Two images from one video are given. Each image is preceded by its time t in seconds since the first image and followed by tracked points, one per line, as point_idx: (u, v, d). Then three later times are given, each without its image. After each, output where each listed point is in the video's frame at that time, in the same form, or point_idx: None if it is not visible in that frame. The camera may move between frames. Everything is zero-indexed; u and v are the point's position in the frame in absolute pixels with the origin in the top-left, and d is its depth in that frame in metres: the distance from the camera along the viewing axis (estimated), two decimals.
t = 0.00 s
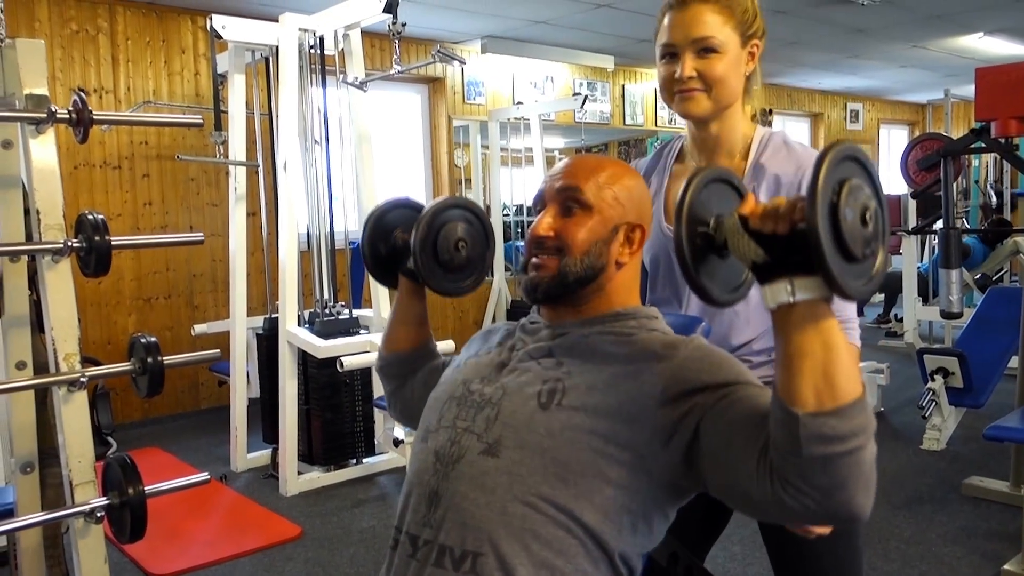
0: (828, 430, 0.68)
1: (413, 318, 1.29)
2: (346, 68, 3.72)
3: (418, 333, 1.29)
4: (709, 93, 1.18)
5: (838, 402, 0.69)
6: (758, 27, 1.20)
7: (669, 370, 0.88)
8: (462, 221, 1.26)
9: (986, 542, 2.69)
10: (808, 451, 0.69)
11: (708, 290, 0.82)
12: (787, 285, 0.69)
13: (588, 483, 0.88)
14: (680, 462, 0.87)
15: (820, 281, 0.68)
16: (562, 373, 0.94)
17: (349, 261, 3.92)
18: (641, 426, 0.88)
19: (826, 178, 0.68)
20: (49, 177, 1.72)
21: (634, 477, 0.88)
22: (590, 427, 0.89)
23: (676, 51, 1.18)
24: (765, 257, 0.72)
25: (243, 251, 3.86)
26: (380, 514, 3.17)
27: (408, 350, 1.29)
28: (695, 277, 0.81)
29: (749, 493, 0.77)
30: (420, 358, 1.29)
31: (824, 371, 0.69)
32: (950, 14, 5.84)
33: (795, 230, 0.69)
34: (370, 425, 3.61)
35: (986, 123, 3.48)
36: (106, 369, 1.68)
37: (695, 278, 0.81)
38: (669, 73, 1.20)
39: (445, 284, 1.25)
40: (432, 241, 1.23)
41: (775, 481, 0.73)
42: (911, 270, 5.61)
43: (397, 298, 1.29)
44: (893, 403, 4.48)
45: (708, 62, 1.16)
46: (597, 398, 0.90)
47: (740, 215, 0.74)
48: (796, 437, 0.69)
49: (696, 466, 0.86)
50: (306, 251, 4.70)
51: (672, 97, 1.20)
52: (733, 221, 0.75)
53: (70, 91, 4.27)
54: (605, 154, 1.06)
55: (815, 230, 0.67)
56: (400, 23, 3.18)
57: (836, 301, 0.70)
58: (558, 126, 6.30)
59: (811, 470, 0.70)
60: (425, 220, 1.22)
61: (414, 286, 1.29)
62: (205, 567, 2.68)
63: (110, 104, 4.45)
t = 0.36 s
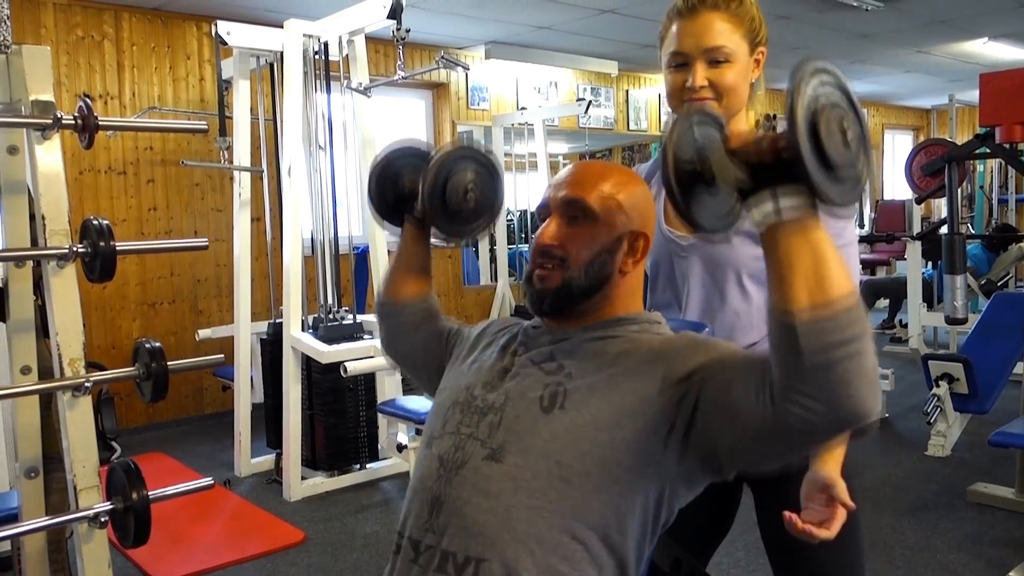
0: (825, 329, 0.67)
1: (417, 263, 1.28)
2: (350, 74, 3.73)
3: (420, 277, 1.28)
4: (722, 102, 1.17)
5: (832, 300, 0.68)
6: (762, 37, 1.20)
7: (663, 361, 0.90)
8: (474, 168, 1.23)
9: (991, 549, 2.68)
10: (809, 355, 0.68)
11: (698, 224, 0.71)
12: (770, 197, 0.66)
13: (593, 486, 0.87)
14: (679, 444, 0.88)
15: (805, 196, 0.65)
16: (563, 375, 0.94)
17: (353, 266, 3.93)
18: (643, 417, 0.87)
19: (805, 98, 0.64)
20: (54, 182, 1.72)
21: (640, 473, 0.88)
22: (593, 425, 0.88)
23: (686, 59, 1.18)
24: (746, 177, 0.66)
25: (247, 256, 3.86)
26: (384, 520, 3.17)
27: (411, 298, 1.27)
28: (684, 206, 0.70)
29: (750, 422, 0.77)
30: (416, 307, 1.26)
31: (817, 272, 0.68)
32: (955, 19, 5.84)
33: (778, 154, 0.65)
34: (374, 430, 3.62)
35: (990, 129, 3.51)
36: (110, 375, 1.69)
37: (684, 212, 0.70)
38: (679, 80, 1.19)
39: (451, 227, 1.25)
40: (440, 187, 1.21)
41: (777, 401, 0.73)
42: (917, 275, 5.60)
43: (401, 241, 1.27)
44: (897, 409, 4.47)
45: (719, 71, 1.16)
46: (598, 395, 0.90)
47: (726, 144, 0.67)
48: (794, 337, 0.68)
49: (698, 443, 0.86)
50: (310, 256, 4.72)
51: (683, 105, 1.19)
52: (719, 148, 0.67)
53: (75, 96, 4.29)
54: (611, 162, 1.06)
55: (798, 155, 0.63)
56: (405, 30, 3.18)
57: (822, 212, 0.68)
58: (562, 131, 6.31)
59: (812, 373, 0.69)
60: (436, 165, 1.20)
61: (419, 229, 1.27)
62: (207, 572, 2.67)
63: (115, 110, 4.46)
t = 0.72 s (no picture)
0: (733, 147, 0.73)
1: (444, 141, 1.23)
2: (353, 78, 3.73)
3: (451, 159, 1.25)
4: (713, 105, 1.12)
5: (738, 122, 0.74)
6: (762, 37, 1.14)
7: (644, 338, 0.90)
8: (503, 35, 1.17)
9: (994, 556, 2.67)
10: (721, 171, 0.73)
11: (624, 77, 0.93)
12: (677, 39, 0.75)
13: (595, 481, 0.87)
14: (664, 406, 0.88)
15: (708, 31, 0.74)
16: (560, 367, 0.94)
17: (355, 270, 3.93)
18: (632, 394, 0.88)
19: None
20: (57, 185, 1.73)
21: (639, 457, 0.88)
22: (590, 418, 0.88)
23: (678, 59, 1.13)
24: (659, 25, 0.77)
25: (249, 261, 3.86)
26: (385, 524, 3.16)
27: (443, 184, 1.25)
28: (609, 69, 0.93)
29: (691, 295, 0.80)
30: (447, 195, 1.25)
31: (722, 97, 0.74)
32: (958, 26, 5.84)
33: None
34: (375, 435, 3.61)
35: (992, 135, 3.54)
36: (111, 379, 1.69)
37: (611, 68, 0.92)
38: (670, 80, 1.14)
39: (483, 100, 1.19)
40: (472, 55, 1.15)
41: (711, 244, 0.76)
42: (919, 282, 5.59)
43: (430, 121, 1.23)
44: (900, 415, 4.46)
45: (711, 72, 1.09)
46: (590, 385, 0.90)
47: None
48: (707, 165, 0.74)
49: (678, 397, 0.86)
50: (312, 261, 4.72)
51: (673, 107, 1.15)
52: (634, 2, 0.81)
53: (79, 100, 4.30)
54: (618, 167, 1.06)
55: None
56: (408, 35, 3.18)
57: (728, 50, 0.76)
58: (564, 137, 6.31)
59: (728, 195, 0.74)
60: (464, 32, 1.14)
61: (448, 106, 1.23)
62: None
63: (118, 113, 4.47)
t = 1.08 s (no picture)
0: (665, 112, 0.78)
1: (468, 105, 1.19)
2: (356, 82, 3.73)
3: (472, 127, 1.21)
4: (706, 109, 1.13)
5: (673, 90, 0.79)
6: (758, 40, 1.12)
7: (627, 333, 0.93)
8: None
9: (996, 561, 2.67)
10: (655, 137, 0.78)
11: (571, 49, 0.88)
12: (616, 8, 0.80)
13: (589, 477, 0.87)
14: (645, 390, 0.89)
15: None
16: (553, 367, 0.94)
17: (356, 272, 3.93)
18: (620, 387, 0.89)
19: None
20: (60, 187, 1.73)
21: (633, 451, 0.87)
22: (584, 415, 0.89)
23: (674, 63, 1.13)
24: None
25: (251, 263, 3.87)
26: (386, 527, 3.16)
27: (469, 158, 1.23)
28: (557, 40, 0.86)
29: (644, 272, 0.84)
30: (471, 172, 1.23)
31: (658, 63, 0.80)
32: (960, 31, 5.84)
33: None
34: (376, 437, 3.61)
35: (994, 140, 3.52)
36: (112, 381, 1.69)
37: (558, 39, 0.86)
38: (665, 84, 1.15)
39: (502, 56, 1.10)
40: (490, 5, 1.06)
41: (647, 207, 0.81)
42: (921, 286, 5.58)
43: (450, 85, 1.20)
44: (901, 419, 4.46)
45: (702, 75, 1.09)
46: (579, 381, 0.91)
47: None
48: (641, 130, 0.79)
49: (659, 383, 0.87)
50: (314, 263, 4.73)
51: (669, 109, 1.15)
52: None
53: (82, 103, 4.30)
54: (620, 171, 1.06)
55: None
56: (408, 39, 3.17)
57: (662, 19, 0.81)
58: (566, 140, 6.31)
59: (664, 159, 0.78)
60: None
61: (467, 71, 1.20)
62: None
63: (121, 116, 4.47)
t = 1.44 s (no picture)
0: (708, 134, 0.75)
1: (437, 135, 1.21)
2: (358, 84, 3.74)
3: (445, 153, 1.23)
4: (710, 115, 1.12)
5: (712, 109, 0.76)
6: (761, 44, 1.13)
7: (634, 337, 0.92)
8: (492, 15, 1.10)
9: (997, 565, 2.66)
10: (695, 158, 0.76)
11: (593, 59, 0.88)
12: (652, 21, 0.74)
13: (591, 485, 0.87)
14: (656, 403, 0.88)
15: (681, 15, 0.73)
16: (555, 370, 0.95)
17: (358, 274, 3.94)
18: (625, 395, 0.89)
19: None
20: (62, 188, 1.73)
21: (635, 458, 0.87)
22: (586, 420, 0.89)
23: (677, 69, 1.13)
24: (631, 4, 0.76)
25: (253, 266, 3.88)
26: (386, 529, 3.16)
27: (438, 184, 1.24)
28: (582, 48, 0.88)
29: (673, 289, 0.82)
30: (443, 194, 1.24)
31: (695, 82, 0.76)
32: (961, 34, 5.85)
33: None
34: (377, 439, 3.62)
35: (995, 145, 3.55)
36: (113, 382, 1.69)
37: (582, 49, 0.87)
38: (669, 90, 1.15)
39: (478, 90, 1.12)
40: (458, 40, 1.09)
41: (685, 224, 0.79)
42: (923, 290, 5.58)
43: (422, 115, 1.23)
44: (902, 423, 4.45)
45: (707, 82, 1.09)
46: (582, 384, 0.91)
47: None
48: (681, 150, 0.76)
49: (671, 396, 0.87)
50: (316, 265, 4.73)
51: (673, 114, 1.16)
52: None
53: (85, 105, 4.31)
54: (615, 173, 1.06)
55: None
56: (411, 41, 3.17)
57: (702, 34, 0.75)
58: (567, 143, 6.32)
59: (701, 182, 0.76)
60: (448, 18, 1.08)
61: (438, 98, 1.22)
62: None
63: (123, 118, 4.48)
